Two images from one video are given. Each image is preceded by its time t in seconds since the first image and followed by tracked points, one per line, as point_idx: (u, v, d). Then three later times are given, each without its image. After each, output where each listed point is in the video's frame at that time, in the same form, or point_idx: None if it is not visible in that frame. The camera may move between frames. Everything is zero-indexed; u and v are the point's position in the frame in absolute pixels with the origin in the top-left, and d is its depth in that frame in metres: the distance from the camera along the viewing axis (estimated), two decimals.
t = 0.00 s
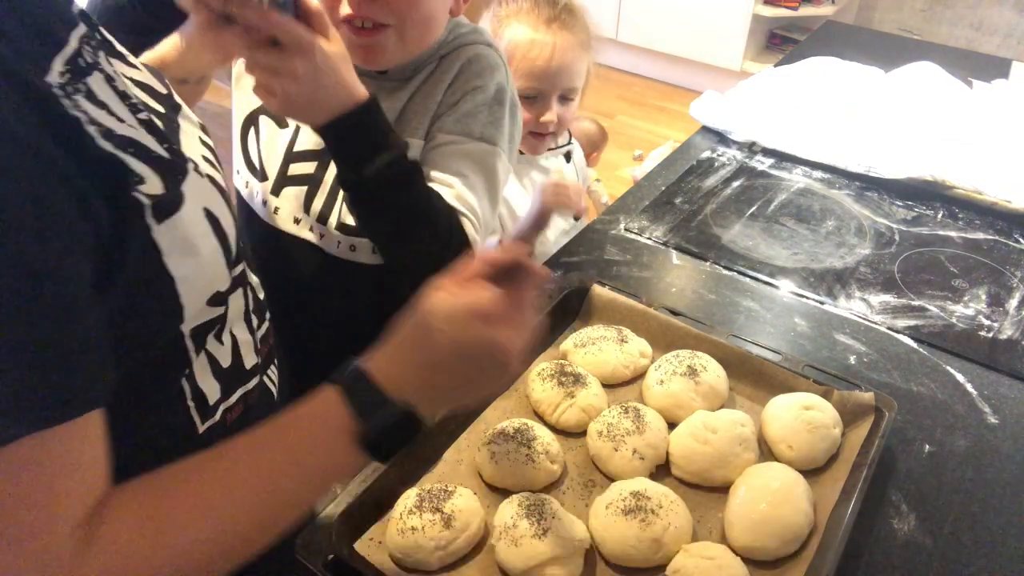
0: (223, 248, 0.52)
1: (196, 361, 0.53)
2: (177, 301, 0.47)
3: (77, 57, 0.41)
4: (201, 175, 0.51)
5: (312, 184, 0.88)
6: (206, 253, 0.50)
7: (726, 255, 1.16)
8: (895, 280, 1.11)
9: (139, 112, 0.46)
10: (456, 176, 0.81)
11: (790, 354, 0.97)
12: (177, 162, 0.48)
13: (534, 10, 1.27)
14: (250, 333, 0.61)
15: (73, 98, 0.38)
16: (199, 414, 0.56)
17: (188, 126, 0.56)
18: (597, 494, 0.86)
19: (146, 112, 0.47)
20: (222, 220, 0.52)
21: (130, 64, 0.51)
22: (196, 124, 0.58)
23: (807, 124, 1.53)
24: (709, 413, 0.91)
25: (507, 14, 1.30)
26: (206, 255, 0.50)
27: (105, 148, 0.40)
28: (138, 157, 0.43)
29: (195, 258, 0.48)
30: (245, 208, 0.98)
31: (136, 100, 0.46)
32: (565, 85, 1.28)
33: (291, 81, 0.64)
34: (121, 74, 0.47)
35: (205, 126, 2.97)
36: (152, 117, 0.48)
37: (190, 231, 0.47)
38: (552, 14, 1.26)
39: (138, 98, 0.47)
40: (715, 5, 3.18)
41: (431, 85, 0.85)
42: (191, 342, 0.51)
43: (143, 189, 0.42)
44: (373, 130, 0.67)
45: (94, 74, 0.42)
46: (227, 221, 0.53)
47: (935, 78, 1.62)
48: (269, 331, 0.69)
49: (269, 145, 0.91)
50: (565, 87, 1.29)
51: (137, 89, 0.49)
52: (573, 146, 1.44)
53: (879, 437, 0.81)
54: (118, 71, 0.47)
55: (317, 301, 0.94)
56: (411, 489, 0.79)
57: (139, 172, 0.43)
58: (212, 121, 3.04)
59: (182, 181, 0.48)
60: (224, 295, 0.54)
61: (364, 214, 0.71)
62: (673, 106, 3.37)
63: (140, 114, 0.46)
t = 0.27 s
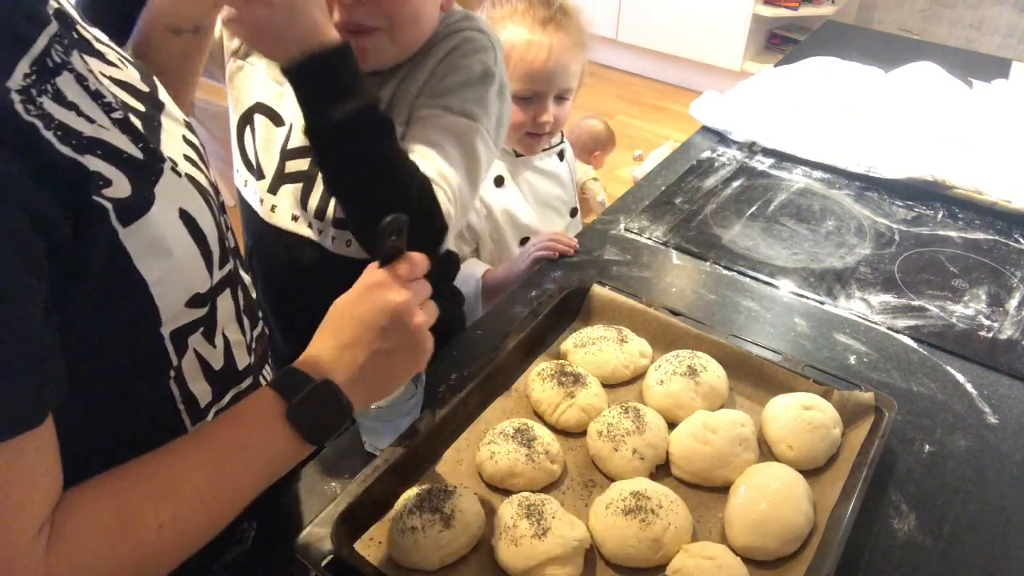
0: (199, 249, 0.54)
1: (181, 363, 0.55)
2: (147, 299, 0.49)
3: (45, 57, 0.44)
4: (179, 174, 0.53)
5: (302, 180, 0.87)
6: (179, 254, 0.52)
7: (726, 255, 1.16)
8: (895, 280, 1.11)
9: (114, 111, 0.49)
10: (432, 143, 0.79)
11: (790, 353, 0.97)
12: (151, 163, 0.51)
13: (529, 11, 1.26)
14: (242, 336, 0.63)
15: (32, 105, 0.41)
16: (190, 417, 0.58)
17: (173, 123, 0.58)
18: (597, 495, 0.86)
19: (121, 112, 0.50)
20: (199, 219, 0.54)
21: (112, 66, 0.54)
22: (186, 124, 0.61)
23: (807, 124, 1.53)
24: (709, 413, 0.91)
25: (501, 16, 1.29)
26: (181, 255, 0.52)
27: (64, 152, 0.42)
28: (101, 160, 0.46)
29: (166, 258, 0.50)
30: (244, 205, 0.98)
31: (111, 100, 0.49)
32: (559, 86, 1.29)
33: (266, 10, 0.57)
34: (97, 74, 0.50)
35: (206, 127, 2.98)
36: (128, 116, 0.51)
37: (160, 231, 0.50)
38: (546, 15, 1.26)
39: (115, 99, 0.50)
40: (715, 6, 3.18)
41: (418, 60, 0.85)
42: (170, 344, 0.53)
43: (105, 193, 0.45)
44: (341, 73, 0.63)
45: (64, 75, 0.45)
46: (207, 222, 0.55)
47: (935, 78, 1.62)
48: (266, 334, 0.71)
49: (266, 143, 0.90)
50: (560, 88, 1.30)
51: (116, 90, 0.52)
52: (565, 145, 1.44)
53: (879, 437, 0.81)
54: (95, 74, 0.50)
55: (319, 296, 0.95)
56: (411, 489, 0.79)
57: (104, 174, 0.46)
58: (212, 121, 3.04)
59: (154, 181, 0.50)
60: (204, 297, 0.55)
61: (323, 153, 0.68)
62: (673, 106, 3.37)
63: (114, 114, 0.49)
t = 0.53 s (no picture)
0: (196, 256, 0.53)
1: (178, 369, 0.53)
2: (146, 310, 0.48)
3: (30, 64, 0.41)
4: (173, 180, 0.53)
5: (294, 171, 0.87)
6: (174, 262, 0.51)
7: (726, 255, 1.16)
8: (896, 280, 1.11)
9: (103, 116, 0.48)
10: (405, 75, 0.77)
11: (790, 354, 0.97)
12: (142, 169, 0.50)
13: (517, 17, 1.25)
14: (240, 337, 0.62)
15: (16, 117, 0.39)
16: (191, 423, 0.56)
17: (164, 125, 0.57)
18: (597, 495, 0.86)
19: (111, 116, 0.49)
20: (194, 227, 0.53)
21: (101, 66, 0.54)
22: (179, 125, 0.60)
23: (807, 124, 1.53)
24: (709, 413, 0.91)
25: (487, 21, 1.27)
26: (177, 264, 0.51)
27: (54, 167, 0.41)
28: (91, 171, 0.45)
29: (161, 268, 0.49)
30: (239, 200, 0.97)
31: (101, 104, 0.48)
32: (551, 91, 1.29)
33: None
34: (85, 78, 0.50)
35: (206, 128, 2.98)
36: (119, 120, 0.49)
37: (155, 241, 0.49)
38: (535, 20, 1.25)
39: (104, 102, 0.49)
40: (714, 6, 3.18)
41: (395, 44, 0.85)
42: (168, 350, 0.51)
43: (95, 205, 0.44)
44: None
45: (51, 82, 0.43)
46: (201, 228, 0.54)
47: (934, 79, 1.62)
48: (263, 332, 0.70)
49: (259, 136, 0.88)
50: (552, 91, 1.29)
51: (106, 93, 0.52)
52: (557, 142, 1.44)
53: (879, 437, 0.81)
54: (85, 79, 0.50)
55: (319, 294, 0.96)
56: (411, 489, 0.79)
57: (93, 186, 0.45)
58: (212, 121, 3.05)
59: (147, 190, 0.49)
60: (202, 303, 0.54)
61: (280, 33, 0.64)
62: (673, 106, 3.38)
63: (104, 119, 0.48)
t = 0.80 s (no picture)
0: (201, 263, 0.53)
1: (183, 375, 0.53)
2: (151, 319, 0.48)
3: (33, 73, 0.39)
4: (177, 185, 0.52)
5: (262, 147, 0.83)
6: (178, 270, 0.50)
7: (726, 255, 1.16)
8: (895, 280, 1.11)
9: (109, 121, 0.46)
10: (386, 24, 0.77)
11: (790, 354, 0.97)
12: (149, 175, 0.48)
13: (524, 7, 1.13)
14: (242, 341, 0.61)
15: (22, 128, 0.38)
16: (193, 426, 0.55)
17: (163, 125, 0.57)
18: (596, 495, 0.86)
19: (117, 120, 0.46)
20: (200, 234, 0.53)
21: (101, 64, 0.53)
22: (180, 126, 0.60)
23: (807, 124, 1.52)
24: (709, 413, 0.91)
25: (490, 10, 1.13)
26: (181, 272, 0.50)
27: (59, 181, 0.40)
28: (99, 180, 0.44)
29: (166, 277, 0.49)
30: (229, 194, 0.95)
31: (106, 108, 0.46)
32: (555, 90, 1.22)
33: None
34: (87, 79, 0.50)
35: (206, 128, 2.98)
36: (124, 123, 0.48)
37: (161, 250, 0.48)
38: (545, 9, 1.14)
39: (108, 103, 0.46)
40: (715, 6, 3.18)
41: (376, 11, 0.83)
42: (173, 357, 0.51)
43: (102, 217, 0.43)
44: None
45: (55, 89, 0.41)
46: (206, 233, 0.54)
47: (935, 79, 1.62)
48: (262, 332, 0.70)
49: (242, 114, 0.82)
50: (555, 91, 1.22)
51: (108, 94, 0.51)
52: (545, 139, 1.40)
53: (879, 438, 0.81)
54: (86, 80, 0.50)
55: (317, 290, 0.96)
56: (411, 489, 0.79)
57: (99, 196, 0.44)
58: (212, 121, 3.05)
59: (152, 197, 0.48)
60: (206, 308, 0.54)
61: None
62: (673, 106, 3.38)
63: (110, 124, 0.46)
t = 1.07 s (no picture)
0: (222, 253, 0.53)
1: (202, 370, 0.52)
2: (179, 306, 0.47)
3: (58, 59, 0.39)
4: (198, 171, 0.52)
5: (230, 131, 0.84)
6: (205, 255, 0.50)
7: (726, 255, 1.16)
8: (895, 280, 1.11)
9: (130, 110, 0.46)
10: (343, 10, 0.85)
11: (790, 354, 0.97)
12: (172, 162, 0.48)
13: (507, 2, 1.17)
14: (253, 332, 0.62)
15: (54, 113, 0.38)
16: (207, 418, 0.55)
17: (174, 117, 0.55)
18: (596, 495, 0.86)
19: (136, 108, 0.47)
20: (223, 219, 0.53)
21: (110, 53, 0.50)
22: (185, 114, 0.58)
23: (807, 124, 1.52)
24: (708, 413, 0.91)
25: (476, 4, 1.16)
26: (207, 259, 0.50)
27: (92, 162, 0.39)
28: (129, 164, 0.43)
29: (194, 262, 0.48)
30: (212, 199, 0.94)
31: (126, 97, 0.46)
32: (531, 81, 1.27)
33: None
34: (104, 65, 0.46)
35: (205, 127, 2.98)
36: (143, 113, 0.48)
37: (188, 236, 0.48)
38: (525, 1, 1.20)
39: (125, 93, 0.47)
40: (715, 6, 3.18)
41: None
42: (197, 345, 0.51)
43: (138, 198, 0.42)
44: None
45: (80, 75, 0.41)
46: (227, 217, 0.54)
47: (935, 79, 1.62)
48: (266, 326, 0.70)
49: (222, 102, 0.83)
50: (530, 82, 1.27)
51: (124, 85, 0.48)
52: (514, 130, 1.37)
53: (879, 438, 0.81)
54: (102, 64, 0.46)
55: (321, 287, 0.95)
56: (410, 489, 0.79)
57: (133, 180, 0.43)
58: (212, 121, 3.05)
59: (179, 182, 0.48)
60: (226, 294, 0.54)
61: None
62: (673, 106, 3.38)
63: (131, 112, 0.46)
